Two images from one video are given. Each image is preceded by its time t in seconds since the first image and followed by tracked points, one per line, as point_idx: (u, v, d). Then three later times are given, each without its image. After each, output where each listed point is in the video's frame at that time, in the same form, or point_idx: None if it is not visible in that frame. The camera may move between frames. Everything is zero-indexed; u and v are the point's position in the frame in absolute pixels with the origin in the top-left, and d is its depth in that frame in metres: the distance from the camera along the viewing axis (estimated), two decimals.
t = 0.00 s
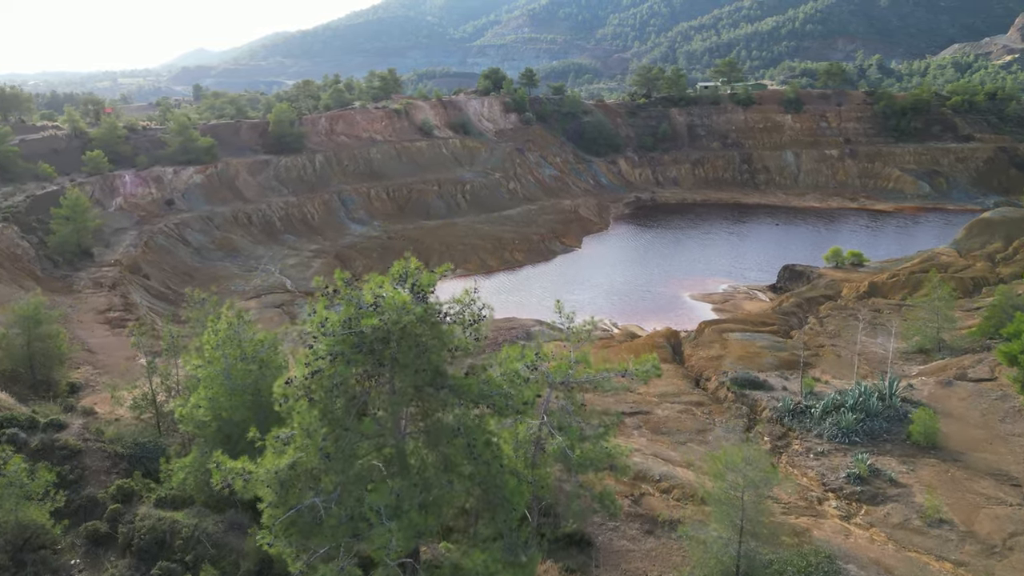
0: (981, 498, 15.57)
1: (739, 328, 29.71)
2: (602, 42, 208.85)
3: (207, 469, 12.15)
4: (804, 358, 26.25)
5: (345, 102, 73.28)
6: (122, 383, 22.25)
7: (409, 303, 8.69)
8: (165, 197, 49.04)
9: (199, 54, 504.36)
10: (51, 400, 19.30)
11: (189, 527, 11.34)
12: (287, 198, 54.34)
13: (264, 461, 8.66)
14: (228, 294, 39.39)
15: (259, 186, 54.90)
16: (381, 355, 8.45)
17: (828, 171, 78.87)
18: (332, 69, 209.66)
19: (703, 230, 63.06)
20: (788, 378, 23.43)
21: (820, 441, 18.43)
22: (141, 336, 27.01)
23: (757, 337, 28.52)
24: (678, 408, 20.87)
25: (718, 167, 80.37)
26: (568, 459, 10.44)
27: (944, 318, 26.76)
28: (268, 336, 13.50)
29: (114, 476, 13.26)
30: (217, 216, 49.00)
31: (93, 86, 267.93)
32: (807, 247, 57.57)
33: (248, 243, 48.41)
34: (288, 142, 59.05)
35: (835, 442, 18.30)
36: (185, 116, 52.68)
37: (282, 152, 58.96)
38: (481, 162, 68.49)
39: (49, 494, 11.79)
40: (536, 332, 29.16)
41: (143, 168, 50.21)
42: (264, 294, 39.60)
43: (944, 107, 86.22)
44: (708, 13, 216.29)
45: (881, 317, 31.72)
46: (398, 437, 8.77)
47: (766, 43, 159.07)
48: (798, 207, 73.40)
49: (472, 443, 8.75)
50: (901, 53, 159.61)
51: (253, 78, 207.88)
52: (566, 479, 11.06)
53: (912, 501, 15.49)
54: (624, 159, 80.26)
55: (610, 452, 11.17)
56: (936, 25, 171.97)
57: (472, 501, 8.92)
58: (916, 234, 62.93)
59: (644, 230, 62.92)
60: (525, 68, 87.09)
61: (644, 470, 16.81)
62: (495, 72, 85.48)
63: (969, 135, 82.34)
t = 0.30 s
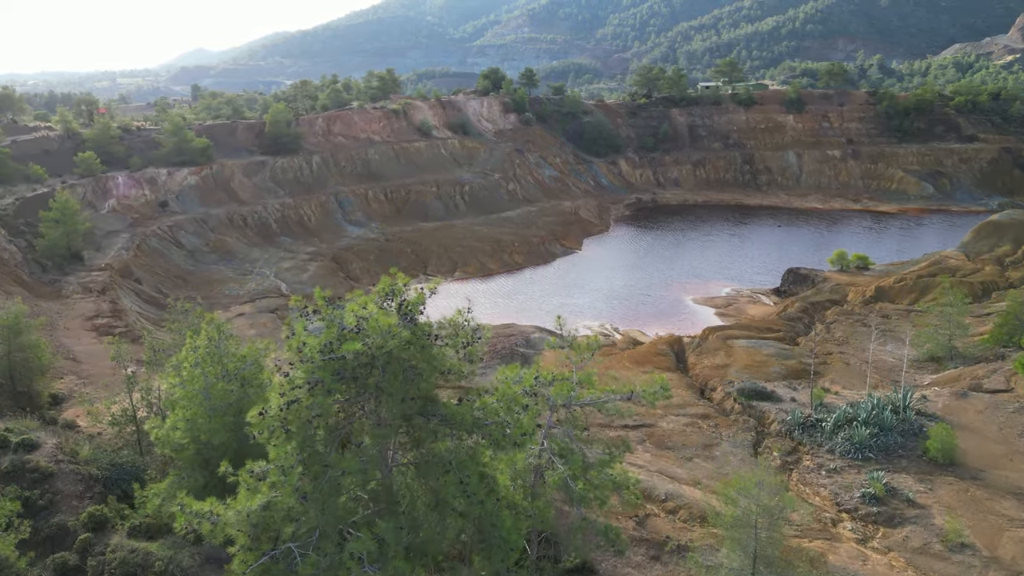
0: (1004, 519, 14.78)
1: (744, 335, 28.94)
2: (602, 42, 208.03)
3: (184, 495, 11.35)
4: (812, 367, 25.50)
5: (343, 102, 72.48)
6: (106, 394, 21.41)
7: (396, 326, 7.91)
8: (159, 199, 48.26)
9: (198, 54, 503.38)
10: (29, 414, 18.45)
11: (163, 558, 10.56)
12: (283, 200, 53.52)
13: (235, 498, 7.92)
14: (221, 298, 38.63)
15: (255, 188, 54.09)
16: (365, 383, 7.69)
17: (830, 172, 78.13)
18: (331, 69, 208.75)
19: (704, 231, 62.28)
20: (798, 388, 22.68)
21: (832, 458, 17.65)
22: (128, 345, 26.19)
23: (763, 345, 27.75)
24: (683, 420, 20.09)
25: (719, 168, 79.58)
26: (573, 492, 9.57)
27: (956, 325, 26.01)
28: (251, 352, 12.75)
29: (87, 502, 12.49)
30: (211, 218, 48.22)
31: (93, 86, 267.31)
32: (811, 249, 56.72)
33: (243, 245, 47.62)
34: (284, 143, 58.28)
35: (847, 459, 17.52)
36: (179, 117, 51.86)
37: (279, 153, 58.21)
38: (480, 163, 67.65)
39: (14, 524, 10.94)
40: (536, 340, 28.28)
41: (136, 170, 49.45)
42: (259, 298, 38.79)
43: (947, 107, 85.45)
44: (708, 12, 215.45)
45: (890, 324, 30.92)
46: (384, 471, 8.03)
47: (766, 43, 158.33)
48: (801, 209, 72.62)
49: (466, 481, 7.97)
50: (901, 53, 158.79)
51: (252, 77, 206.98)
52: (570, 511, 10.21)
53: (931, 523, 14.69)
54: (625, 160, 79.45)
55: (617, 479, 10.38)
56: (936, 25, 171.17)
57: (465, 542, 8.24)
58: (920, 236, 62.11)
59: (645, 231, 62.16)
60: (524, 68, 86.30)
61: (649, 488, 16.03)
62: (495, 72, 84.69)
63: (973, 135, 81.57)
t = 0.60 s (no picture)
0: None
1: (750, 342, 28.14)
2: (602, 42, 207.22)
3: (156, 526, 10.56)
4: (820, 375, 24.71)
5: (341, 103, 71.67)
6: (90, 407, 20.57)
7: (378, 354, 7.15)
8: (153, 201, 47.49)
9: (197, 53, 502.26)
10: (6, 428, 17.63)
11: None
12: (279, 201, 52.73)
13: (204, 543, 7.23)
14: (214, 301, 37.80)
15: (251, 189, 53.27)
16: (345, 418, 6.93)
17: (833, 173, 77.34)
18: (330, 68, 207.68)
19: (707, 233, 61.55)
20: (807, 400, 21.91)
21: (844, 475, 16.92)
22: (115, 353, 25.39)
23: (769, 352, 26.96)
24: (689, 434, 19.33)
25: (720, 169, 78.80)
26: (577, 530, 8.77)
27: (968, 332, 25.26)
28: (232, 370, 12.01)
29: (57, 530, 11.73)
30: (206, 220, 47.44)
31: (91, 86, 266.20)
32: (814, 252, 55.92)
33: (238, 248, 46.79)
34: (281, 144, 57.51)
35: (861, 476, 16.74)
36: (174, 117, 51.10)
37: (275, 154, 57.44)
38: (479, 164, 66.85)
39: None
40: (536, 348, 27.48)
41: (130, 171, 48.66)
42: (253, 302, 37.98)
43: (950, 108, 84.69)
44: (708, 12, 214.59)
45: (899, 331, 30.14)
46: (367, 514, 7.26)
47: (766, 43, 157.55)
48: (803, 210, 71.90)
49: (458, 526, 7.18)
50: (901, 53, 158.09)
51: (251, 77, 205.84)
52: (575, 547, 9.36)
53: (952, 547, 13.90)
54: (626, 161, 78.68)
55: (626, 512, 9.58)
56: (937, 25, 170.30)
57: None
58: (925, 239, 61.26)
59: (647, 233, 61.43)
60: (524, 68, 85.54)
61: (654, 508, 15.21)
62: (494, 72, 83.91)
63: (977, 136, 80.77)
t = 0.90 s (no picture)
0: None
1: (756, 350, 27.36)
2: (602, 42, 206.39)
3: (125, 560, 9.81)
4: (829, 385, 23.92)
5: (339, 103, 70.83)
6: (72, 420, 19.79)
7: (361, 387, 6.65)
8: (146, 203, 46.75)
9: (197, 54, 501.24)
10: None
11: None
12: (275, 203, 51.95)
13: None
14: (207, 306, 37.02)
15: (246, 191, 52.43)
16: (321, 460, 6.43)
17: (835, 174, 76.54)
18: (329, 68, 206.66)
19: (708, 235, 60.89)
20: (817, 412, 21.11)
21: (859, 494, 16.15)
22: (101, 361, 24.62)
23: (776, 361, 26.19)
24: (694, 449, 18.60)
25: (722, 170, 78.00)
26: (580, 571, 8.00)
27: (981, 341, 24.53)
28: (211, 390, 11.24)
29: (23, 562, 10.98)
30: (200, 222, 46.66)
31: (90, 86, 265.26)
32: (818, 254, 55.18)
33: (232, 251, 45.97)
34: (277, 145, 56.74)
35: (876, 496, 15.97)
36: (168, 118, 50.35)
37: (271, 155, 56.66)
38: (478, 165, 66.03)
39: None
40: (536, 355, 26.68)
41: (123, 173, 47.91)
42: (247, 307, 37.20)
43: (953, 108, 83.89)
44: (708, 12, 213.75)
45: (907, 337, 29.39)
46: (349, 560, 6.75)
47: (766, 43, 156.77)
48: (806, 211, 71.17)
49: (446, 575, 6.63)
50: (902, 54, 157.33)
51: (251, 77, 204.91)
52: None
53: None
54: (626, 162, 77.91)
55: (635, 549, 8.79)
56: (937, 25, 169.42)
57: None
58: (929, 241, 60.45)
59: (648, 235, 60.77)
60: (524, 68, 84.76)
61: (660, 531, 14.40)
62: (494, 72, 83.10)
63: (980, 136, 80.01)
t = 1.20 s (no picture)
0: None
1: (762, 358, 26.58)
2: (603, 43, 205.39)
3: None
4: (837, 394, 23.16)
5: (337, 103, 69.99)
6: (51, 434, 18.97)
7: (337, 433, 7.29)
8: (140, 205, 46.01)
9: (197, 54, 500.48)
10: None
11: None
12: (271, 205, 51.16)
13: None
14: (200, 311, 36.23)
15: (241, 193, 51.61)
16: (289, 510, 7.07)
17: (838, 175, 75.74)
18: (328, 68, 205.28)
19: (710, 237, 60.26)
20: (829, 425, 20.28)
21: (874, 514, 15.42)
22: (87, 370, 23.86)
23: (783, 369, 25.42)
24: (701, 465, 17.83)
25: (723, 170, 77.20)
26: None
27: (994, 349, 23.79)
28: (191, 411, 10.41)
29: None
30: (195, 225, 45.90)
31: (89, 86, 263.93)
32: (821, 256, 54.43)
33: (227, 254, 45.17)
34: (273, 145, 55.99)
35: (892, 517, 15.24)
36: (162, 119, 49.56)
37: (268, 156, 55.89)
38: (477, 166, 65.23)
39: None
40: (536, 364, 25.88)
41: (116, 174, 47.14)
42: (241, 312, 36.40)
43: (957, 108, 83.06)
44: (709, 12, 212.77)
45: (918, 345, 28.59)
46: None
47: (767, 44, 155.87)
48: (809, 213, 70.37)
49: None
50: (903, 54, 156.43)
51: (251, 77, 203.38)
52: None
53: None
54: (627, 163, 77.15)
55: None
56: (938, 25, 168.44)
57: None
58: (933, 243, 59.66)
59: (649, 236, 60.22)
60: (523, 68, 83.99)
61: (667, 555, 13.48)
62: (493, 72, 82.30)
63: (984, 137, 79.28)
